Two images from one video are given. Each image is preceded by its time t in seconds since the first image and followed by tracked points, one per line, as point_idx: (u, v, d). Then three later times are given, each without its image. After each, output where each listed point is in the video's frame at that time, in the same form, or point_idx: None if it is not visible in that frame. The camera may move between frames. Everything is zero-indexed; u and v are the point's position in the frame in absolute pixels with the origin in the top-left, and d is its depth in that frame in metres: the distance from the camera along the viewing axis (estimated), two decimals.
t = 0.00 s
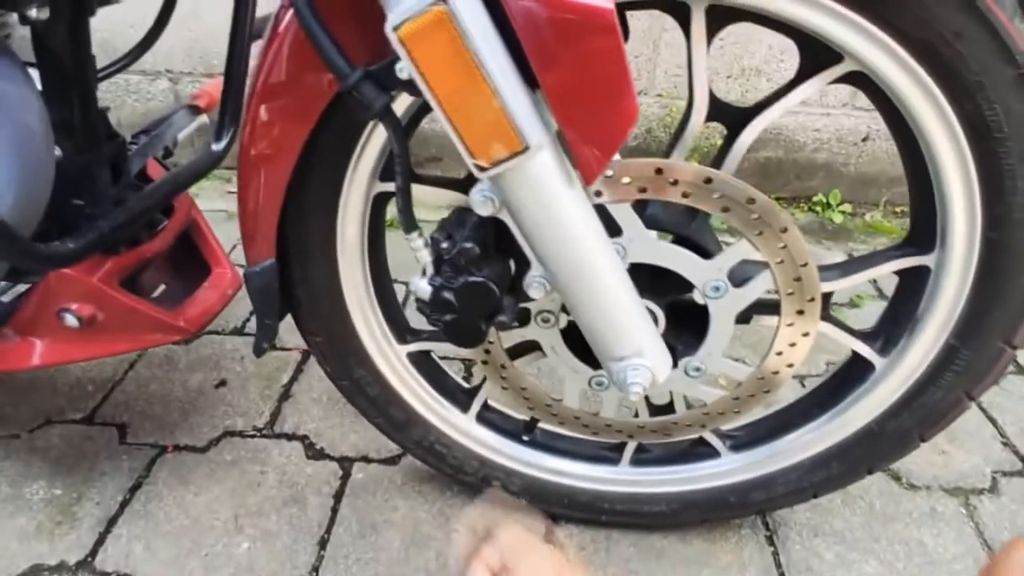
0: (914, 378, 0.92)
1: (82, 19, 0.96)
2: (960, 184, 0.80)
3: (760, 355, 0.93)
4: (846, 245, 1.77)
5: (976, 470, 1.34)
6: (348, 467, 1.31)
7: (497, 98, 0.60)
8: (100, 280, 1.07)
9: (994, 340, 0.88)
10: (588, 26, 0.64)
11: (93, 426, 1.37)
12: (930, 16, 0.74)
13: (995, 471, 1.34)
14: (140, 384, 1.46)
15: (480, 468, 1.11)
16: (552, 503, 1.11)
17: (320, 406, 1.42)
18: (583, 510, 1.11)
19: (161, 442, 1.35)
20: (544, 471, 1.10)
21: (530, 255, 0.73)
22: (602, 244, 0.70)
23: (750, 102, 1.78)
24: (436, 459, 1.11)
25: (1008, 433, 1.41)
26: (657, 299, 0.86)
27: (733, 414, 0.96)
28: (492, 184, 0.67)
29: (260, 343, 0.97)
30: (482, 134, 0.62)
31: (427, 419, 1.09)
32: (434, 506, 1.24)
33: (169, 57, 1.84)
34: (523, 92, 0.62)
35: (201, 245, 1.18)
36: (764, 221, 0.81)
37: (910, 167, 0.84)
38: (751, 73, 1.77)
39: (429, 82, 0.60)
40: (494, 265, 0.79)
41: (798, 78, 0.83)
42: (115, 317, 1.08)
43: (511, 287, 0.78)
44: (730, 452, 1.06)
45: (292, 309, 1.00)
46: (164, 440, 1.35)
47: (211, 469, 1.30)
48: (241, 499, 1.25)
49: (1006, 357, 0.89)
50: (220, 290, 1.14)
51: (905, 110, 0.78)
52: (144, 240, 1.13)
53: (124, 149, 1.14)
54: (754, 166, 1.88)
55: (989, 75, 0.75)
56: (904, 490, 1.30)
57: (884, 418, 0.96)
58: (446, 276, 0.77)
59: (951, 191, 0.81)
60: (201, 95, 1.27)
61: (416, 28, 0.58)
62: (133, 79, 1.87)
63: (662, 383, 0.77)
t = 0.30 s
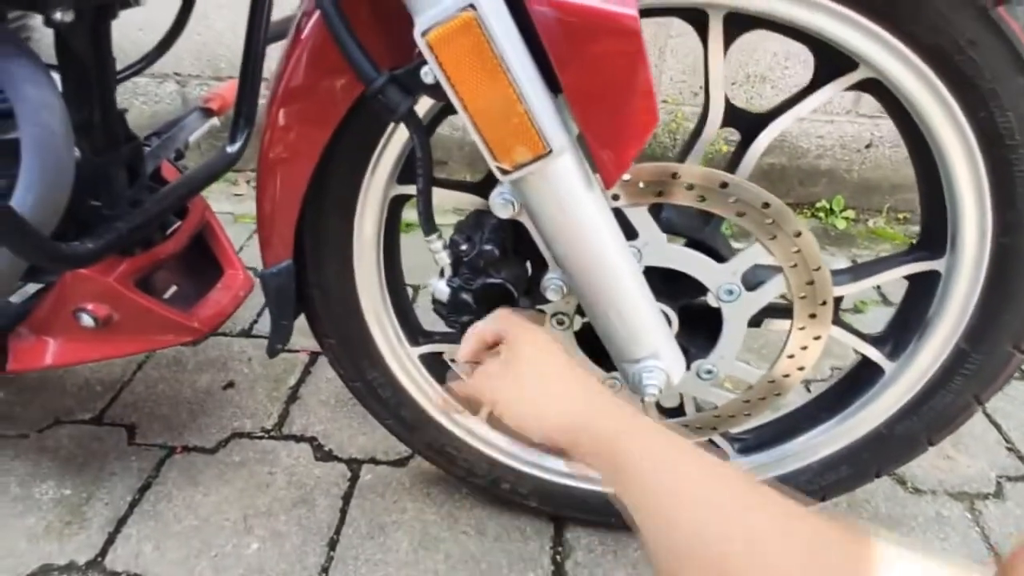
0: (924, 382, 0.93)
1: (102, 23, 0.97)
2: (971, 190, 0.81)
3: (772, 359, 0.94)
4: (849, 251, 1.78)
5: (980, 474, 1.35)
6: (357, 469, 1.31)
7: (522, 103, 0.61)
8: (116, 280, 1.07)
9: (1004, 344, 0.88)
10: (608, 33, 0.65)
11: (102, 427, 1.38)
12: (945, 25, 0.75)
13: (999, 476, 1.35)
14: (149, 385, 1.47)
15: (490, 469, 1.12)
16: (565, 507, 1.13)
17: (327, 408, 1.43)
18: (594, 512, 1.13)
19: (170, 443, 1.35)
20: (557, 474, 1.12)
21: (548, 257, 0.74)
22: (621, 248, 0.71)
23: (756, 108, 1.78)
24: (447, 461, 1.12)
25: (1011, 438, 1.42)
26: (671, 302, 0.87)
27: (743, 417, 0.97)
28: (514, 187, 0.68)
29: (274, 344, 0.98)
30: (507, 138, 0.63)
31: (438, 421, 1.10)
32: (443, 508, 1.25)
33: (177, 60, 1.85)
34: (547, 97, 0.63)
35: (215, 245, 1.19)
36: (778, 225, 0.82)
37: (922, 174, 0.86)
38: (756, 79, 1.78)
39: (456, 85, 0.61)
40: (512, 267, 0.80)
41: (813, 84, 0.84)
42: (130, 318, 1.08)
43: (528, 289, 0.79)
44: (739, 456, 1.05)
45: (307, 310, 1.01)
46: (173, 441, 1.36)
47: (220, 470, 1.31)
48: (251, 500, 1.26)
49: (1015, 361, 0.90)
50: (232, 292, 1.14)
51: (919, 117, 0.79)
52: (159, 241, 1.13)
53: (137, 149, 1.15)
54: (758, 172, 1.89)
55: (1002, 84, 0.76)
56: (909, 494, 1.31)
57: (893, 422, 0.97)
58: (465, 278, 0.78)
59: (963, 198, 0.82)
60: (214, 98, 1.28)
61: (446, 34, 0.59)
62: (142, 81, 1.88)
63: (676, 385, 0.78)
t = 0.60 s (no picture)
0: (918, 386, 0.94)
1: (103, 26, 0.98)
2: (963, 195, 0.82)
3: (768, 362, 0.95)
4: (846, 253, 1.79)
5: (976, 477, 1.35)
6: (355, 470, 1.32)
7: (518, 108, 0.62)
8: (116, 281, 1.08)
9: (997, 348, 0.89)
10: (603, 38, 0.66)
11: (101, 427, 1.39)
12: (939, 33, 0.75)
13: (995, 479, 1.35)
14: (148, 386, 1.47)
15: (487, 471, 1.12)
16: (562, 509, 1.14)
17: (327, 409, 1.44)
18: (589, 514, 1.14)
19: (169, 444, 1.36)
20: (551, 474, 1.12)
21: (544, 259, 0.75)
22: (616, 251, 0.72)
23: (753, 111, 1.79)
24: (444, 463, 1.12)
25: (1007, 441, 1.43)
26: (667, 305, 0.88)
27: (739, 420, 0.97)
28: (511, 190, 0.68)
29: (273, 345, 0.99)
30: (503, 142, 0.63)
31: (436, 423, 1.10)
32: (440, 509, 1.25)
33: (177, 62, 1.85)
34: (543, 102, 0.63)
35: (214, 247, 1.19)
36: (773, 228, 0.83)
37: (916, 179, 0.86)
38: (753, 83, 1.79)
39: (453, 89, 0.62)
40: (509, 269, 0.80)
41: (809, 89, 0.85)
42: (129, 319, 1.09)
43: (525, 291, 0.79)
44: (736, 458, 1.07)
45: (305, 312, 1.02)
46: (171, 442, 1.36)
47: (218, 471, 1.31)
48: (249, 500, 1.26)
49: (1009, 364, 0.90)
50: (231, 293, 1.15)
51: (912, 123, 0.80)
52: (158, 242, 1.13)
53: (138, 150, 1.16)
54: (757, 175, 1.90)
55: (994, 91, 0.77)
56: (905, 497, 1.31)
57: (888, 425, 0.97)
58: (462, 280, 0.79)
59: (956, 202, 0.82)
60: (214, 100, 1.28)
61: (443, 40, 0.59)
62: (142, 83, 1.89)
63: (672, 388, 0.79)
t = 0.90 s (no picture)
0: (906, 379, 0.94)
1: (86, 27, 0.97)
2: (948, 188, 0.82)
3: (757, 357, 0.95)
4: (836, 250, 1.79)
5: (966, 470, 1.36)
6: (346, 472, 1.32)
7: (503, 103, 0.62)
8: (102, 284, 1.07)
9: (984, 341, 0.89)
10: (590, 34, 0.66)
11: (89, 432, 1.38)
12: (922, 25, 0.75)
13: (986, 472, 1.36)
14: (137, 390, 1.46)
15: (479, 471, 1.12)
16: (553, 507, 1.14)
17: (319, 411, 1.43)
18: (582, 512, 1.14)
19: (159, 448, 1.35)
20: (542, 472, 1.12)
21: (531, 256, 0.74)
22: (605, 247, 0.72)
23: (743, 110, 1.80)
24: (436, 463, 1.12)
25: (997, 434, 1.43)
26: (656, 301, 0.88)
27: (729, 415, 0.98)
28: (497, 187, 0.68)
29: (261, 347, 0.98)
30: (489, 138, 0.63)
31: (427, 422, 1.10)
32: (432, 510, 1.25)
33: (165, 65, 1.84)
34: (529, 98, 0.63)
35: (202, 250, 1.18)
36: (761, 222, 0.83)
37: (901, 174, 0.86)
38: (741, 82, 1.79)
39: (438, 85, 0.62)
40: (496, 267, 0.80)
41: (793, 84, 0.85)
42: (115, 321, 1.08)
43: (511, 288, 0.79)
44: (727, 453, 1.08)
45: (293, 313, 1.01)
46: (161, 446, 1.35)
47: (208, 475, 1.31)
48: (239, 504, 1.26)
49: (996, 356, 0.90)
50: (219, 295, 1.14)
51: (896, 116, 0.80)
52: (145, 244, 1.13)
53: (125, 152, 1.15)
54: (746, 173, 1.90)
55: (978, 84, 0.77)
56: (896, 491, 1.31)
57: (878, 420, 0.97)
58: (449, 278, 0.78)
59: (941, 196, 0.82)
60: (200, 102, 1.27)
61: (427, 34, 0.59)
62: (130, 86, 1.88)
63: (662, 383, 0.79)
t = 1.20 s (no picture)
0: (911, 368, 0.92)
1: (62, 32, 0.95)
2: (949, 170, 0.80)
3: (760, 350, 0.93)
4: (831, 244, 1.78)
5: (973, 460, 1.34)
6: (344, 484, 1.29)
7: (492, 93, 0.60)
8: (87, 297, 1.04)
9: (990, 326, 0.87)
10: (580, 23, 0.64)
11: (80, 451, 1.35)
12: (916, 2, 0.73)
13: (993, 461, 1.34)
14: (128, 407, 1.44)
15: (480, 477, 1.10)
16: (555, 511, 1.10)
17: (316, 422, 1.41)
18: (585, 516, 1.10)
19: (151, 465, 1.32)
20: (544, 476, 1.09)
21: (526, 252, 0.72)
22: (602, 239, 0.70)
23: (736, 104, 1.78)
24: (434, 469, 1.10)
25: (1002, 423, 1.41)
26: (655, 295, 0.85)
27: (733, 411, 0.96)
28: (490, 179, 0.66)
29: (253, 357, 0.96)
30: (479, 131, 0.61)
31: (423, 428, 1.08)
32: (433, 519, 1.22)
33: (151, 77, 1.82)
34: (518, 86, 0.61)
35: (189, 261, 1.16)
36: (761, 211, 0.81)
37: (900, 158, 0.84)
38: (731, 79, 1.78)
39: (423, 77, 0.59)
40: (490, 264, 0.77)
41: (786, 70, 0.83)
42: (103, 335, 1.05)
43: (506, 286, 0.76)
44: (732, 450, 1.05)
45: (284, 320, 0.99)
46: (154, 463, 1.33)
47: (202, 491, 1.28)
48: (235, 519, 1.23)
49: (1003, 341, 0.88)
50: (208, 305, 1.12)
51: (892, 98, 0.78)
52: (130, 255, 1.10)
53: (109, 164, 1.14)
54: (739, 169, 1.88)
55: (974, 61, 0.75)
56: (903, 484, 1.29)
57: (884, 410, 0.96)
58: (443, 277, 0.76)
59: (941, 176, 0.80)
60: (187, 110, 1.25)
61: (412, 24, 0.57)
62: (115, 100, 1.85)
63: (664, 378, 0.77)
